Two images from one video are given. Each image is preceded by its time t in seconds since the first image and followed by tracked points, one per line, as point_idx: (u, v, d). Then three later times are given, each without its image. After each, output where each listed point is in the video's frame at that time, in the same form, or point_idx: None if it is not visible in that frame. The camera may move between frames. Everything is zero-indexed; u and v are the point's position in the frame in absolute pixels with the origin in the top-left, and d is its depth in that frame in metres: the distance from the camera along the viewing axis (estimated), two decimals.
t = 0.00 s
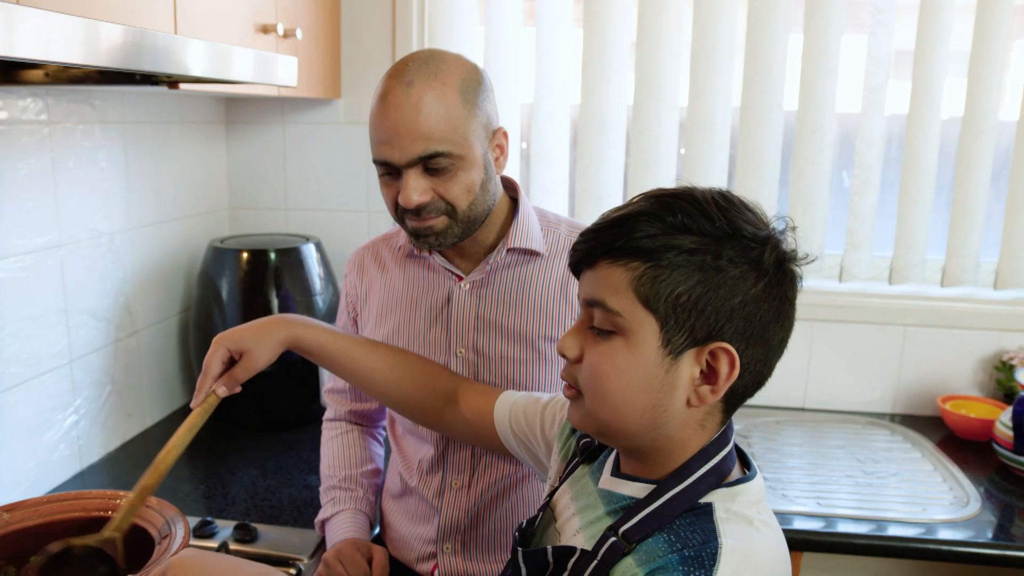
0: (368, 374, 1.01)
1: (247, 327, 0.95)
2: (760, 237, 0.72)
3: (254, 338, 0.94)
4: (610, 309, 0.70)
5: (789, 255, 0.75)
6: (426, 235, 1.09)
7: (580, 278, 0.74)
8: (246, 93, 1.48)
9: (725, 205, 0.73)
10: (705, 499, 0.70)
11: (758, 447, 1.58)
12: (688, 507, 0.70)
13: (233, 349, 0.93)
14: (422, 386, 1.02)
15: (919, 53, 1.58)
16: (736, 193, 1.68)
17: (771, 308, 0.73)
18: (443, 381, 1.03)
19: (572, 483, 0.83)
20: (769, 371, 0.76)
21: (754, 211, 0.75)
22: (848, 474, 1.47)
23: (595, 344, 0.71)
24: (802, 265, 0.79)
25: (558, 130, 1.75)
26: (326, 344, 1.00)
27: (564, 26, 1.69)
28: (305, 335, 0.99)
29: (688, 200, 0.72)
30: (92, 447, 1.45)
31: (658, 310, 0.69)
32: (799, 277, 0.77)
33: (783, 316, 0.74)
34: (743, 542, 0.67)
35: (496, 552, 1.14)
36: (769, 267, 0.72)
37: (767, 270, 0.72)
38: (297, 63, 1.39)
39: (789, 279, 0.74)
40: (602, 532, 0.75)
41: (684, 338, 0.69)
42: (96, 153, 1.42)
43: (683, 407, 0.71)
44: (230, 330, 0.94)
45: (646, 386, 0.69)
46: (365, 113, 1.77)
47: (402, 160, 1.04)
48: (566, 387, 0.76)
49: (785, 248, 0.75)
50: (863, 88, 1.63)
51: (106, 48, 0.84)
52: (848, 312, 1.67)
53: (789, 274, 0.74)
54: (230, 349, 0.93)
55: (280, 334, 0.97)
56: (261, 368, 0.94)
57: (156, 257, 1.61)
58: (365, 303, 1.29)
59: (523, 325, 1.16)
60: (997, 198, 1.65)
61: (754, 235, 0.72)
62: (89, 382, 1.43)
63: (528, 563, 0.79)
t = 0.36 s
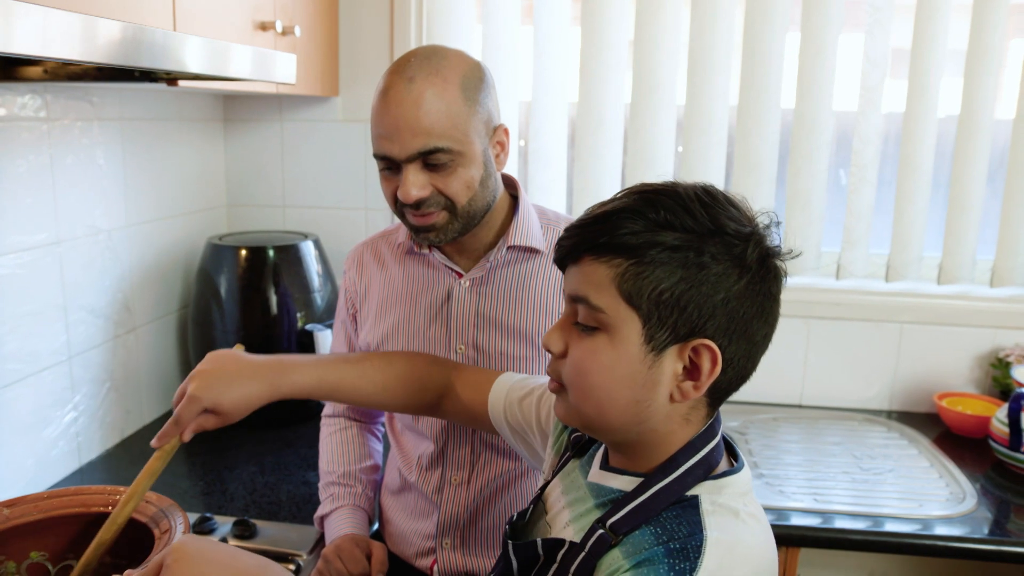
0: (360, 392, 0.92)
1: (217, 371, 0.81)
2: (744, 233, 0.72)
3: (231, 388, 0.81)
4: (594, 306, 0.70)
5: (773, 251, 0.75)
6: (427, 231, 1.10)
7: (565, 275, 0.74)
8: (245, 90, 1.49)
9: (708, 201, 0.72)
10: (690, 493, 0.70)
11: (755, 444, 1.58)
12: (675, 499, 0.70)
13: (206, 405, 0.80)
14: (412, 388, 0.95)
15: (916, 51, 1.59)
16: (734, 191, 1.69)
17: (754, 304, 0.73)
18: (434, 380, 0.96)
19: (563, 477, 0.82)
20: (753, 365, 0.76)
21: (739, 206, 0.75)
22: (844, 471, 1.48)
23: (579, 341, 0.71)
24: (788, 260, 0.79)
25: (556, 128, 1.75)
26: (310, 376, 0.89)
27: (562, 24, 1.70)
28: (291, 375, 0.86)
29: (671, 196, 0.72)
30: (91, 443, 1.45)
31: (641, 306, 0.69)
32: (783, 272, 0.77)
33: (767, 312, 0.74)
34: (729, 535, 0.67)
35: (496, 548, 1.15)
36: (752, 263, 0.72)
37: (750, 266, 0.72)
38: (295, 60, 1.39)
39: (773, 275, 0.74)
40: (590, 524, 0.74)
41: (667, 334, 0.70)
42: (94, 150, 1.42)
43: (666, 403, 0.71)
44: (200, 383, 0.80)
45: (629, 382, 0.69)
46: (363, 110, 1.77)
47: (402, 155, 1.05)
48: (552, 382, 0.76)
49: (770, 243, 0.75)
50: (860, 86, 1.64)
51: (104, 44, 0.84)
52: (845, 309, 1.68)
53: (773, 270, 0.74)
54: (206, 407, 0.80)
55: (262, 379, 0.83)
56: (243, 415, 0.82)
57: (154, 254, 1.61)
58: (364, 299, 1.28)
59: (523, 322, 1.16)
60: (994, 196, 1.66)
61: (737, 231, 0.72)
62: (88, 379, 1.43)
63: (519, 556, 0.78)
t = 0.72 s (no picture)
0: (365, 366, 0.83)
1: (205, 363, 0.71)
2: (736, 226, 0.72)
3: (225, 377, 0.71)
4: (590, 304, 0.69)
5: (766, 241, 0.75)
6: (428, 225, 1.10)
7: (559, 274, 0.74)
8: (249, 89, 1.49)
9: (699, 194, 0.72)
10: (694, 490, 0.70)
11: (761, 440, 1.58)
12: (679, 497, 0.70)
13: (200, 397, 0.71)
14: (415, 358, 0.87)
15: (921, 46, 1.58)
16: (739, 186, 1.68)
17: (750, 296, 0.73)
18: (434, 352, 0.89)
19: (563, 474, 0.82)
20: (751, 357, 0.76)
21: (728, 198, 0.75)
22: (851, 467, 1.48)
23: (576, 339, 0.70)
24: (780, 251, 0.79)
25: (561, 125, 1.75)
26: (310, 353, 0.78)
27: (565, 21, 1.70)
28: (291, 359, 0.75)
29: (662, 191, 0.72)
30: (98, 442, 1.46)
31: (637, 303, 0.68)
32: (777, 263, 0.76)
33: (762, 303, 0.74)
34: (736, 533, 0.67)
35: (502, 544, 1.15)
36: (746, 255, 0.72)
37: (743, 259, 0.72)
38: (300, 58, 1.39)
39: (768, 266, 0.74)
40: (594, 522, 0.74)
41: (663, 330, 0.69)
42: (100, 149, 1.42)
43: (665, 399, 0.71)
44: (191, 377, 0.71)
45: (628, 379, 0.69)
46: (367, 108, 1.77)
47: (407, 148, 1.06)
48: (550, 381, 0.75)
49: (762, 234, 0.75)
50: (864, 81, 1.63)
51: (109, 42, 0.84)
52: (851, 304, 1.68)
53: (766, 261, 0.74)
54: (198, 399, 0.72)
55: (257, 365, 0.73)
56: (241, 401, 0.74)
57: (160, 253, 1.61)
58: (371, 295, 1.28)
59: (530, 318, 1.16)
60: (1000, 190, 1.65)
61: (729, 224, 0.72)
62: (95, 377, 1.44)
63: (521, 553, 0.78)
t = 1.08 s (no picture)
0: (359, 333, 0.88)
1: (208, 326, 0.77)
2: (746, 228, 0.72)
3: (229, 337, 0.77)
4: (597, 306, 0.68)
5: (774, 244, 0.75)
6: (438, 219, 1.10)
7: (563, 273, 0.72)
8: (254, 86, 1.48)
9: (709, 195, 0.72)
10: (699, 491, 0.70)
11: (768, 437, 1.57)
12: (684, 500, 0.69)
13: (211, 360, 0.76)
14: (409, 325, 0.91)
15: (928, 40, 1.57)
16: (745, 182, 1.68)
17: (758, 298, 0.73)
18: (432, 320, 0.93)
19: (554, 476, 0.82)
20: (755, 358, 0.76)
21: (736, 199, 0.75)
22: (858, 464, 1.47)
23: (582, 340, 0.69)
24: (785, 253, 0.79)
25: (565, 120, 1.74)
26: (307, 315, 0.84)
27: (570, 16, 1.69)
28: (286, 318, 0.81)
29: (672, 191, 0.71)
30: (104, 439, 1.46)
31: (648, 305, 0.68)
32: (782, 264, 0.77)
33: (768, 305, 0.74)
34: (744, 536, 0.67)
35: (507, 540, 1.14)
36: (755, 257, 0.72)
37: (753, 261, 0.72)
38: (304, 55, 1.39)
39: (775, 269, 0.74)
40: (597, 527, 0.73)
41: (674, 332, 0.69)
42: (104, 147, 1.42)
43: (673, 401, 0.71)
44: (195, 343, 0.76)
45: (637, 382, 0.69)
46: (372, 105, 1.77)
47: (417, 142, 1.05)
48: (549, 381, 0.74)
49: (770, 236, 0.75)
50: (871, 76, 1.62)
51: (114, 39, 0.84)
52: (857, 300, 1.67)
53: (774, 263, 0.74)
54: (209, 363, 0.76)
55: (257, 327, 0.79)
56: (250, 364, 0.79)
57: (165, 250, 1.61)
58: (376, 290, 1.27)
59: (536, 314, 1.16)
60: (1008, 185, 1.64)
61: (740, 226, 0.72)
62: (101, 375, 1.44)
63: (522, 561, 0.78)
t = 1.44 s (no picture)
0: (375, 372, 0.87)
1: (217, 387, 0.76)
2: (741, 227, 0.71)
3: (241, 399, 0.76)
4: (592, 308, 0.68)
5: (772, 244, 0.74)
6: (441, 220, 1.09)
7: (561, 278, 0.72)
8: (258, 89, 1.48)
9: (704, 196, 0.71)
10: (696, 497, 0.69)
11: (772, 442, 1.57)
12: (682, 505, 0.69)
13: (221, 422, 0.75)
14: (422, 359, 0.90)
15: (935, 44, 1.56)
16: (750, 186, 1.67)
17: (756, 299, 0.71)
18: (442, 349, 0.91)
19: (560, 482, 0.81)
20: (757, 362, 0.75)
21: (733, 201, 0.74)
22: (864, 470, 1.46)
23: (580, 343, 0.69)
24: (784, 255, 0.77)
25: (571, 124, 1.74)
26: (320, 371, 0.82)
27: (575, 20, 1.69)
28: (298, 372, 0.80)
29: (666, 193, 0.71)
30: (108, 443, 1.46)
31: (642, 306, 0.67)
32: (782, 265, 0.75)
33: (768, 307, 0.73)
34: (739, 542, 0.65)
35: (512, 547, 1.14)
36: (752, 257, 0.71)
37: (750, 260, 0.71)
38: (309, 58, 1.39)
39: (774, 270, 0.73)
40: (595, 533, 0.73)
41: (669, 334, 0.68)
42: (110, 149, 1.42)
43: (671, 404, 0.70)
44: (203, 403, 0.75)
45: (633, 384, 0.68)
46: (377, 108, 1.77)
47: (420, 143, 1.05)
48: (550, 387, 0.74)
49: (768, 237, 0.74)
50: (877, 80, 1.62)
51: (120, 44, 0.84)
52: (863, 305, 1.66)
53: (773, 264, 0.73)
54: (218, 423, 0.75)
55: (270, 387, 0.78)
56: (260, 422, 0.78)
57: (170, 253, 1.61)
58: (382, 295, 1.27)
59: (542, 319, 1.15)
60: (1014, 190, 1.64)
61: (735, 226, 0.71)
62: (105, 378, 1.44)
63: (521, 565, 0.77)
